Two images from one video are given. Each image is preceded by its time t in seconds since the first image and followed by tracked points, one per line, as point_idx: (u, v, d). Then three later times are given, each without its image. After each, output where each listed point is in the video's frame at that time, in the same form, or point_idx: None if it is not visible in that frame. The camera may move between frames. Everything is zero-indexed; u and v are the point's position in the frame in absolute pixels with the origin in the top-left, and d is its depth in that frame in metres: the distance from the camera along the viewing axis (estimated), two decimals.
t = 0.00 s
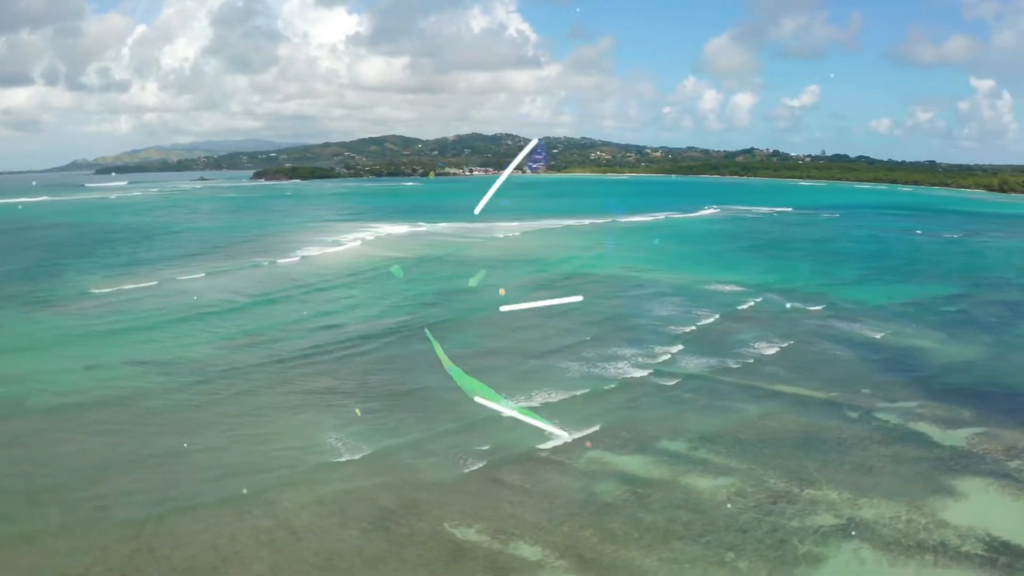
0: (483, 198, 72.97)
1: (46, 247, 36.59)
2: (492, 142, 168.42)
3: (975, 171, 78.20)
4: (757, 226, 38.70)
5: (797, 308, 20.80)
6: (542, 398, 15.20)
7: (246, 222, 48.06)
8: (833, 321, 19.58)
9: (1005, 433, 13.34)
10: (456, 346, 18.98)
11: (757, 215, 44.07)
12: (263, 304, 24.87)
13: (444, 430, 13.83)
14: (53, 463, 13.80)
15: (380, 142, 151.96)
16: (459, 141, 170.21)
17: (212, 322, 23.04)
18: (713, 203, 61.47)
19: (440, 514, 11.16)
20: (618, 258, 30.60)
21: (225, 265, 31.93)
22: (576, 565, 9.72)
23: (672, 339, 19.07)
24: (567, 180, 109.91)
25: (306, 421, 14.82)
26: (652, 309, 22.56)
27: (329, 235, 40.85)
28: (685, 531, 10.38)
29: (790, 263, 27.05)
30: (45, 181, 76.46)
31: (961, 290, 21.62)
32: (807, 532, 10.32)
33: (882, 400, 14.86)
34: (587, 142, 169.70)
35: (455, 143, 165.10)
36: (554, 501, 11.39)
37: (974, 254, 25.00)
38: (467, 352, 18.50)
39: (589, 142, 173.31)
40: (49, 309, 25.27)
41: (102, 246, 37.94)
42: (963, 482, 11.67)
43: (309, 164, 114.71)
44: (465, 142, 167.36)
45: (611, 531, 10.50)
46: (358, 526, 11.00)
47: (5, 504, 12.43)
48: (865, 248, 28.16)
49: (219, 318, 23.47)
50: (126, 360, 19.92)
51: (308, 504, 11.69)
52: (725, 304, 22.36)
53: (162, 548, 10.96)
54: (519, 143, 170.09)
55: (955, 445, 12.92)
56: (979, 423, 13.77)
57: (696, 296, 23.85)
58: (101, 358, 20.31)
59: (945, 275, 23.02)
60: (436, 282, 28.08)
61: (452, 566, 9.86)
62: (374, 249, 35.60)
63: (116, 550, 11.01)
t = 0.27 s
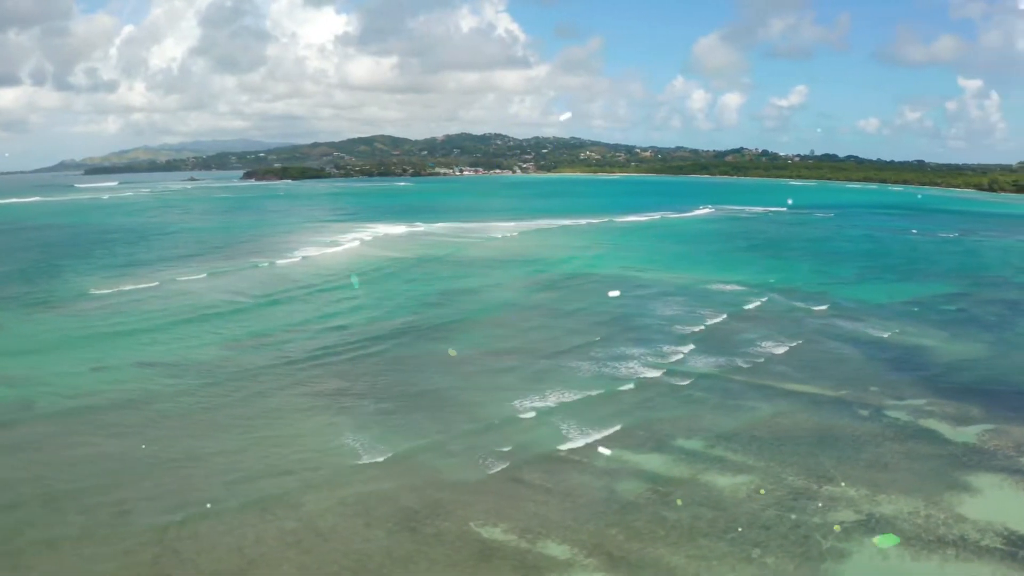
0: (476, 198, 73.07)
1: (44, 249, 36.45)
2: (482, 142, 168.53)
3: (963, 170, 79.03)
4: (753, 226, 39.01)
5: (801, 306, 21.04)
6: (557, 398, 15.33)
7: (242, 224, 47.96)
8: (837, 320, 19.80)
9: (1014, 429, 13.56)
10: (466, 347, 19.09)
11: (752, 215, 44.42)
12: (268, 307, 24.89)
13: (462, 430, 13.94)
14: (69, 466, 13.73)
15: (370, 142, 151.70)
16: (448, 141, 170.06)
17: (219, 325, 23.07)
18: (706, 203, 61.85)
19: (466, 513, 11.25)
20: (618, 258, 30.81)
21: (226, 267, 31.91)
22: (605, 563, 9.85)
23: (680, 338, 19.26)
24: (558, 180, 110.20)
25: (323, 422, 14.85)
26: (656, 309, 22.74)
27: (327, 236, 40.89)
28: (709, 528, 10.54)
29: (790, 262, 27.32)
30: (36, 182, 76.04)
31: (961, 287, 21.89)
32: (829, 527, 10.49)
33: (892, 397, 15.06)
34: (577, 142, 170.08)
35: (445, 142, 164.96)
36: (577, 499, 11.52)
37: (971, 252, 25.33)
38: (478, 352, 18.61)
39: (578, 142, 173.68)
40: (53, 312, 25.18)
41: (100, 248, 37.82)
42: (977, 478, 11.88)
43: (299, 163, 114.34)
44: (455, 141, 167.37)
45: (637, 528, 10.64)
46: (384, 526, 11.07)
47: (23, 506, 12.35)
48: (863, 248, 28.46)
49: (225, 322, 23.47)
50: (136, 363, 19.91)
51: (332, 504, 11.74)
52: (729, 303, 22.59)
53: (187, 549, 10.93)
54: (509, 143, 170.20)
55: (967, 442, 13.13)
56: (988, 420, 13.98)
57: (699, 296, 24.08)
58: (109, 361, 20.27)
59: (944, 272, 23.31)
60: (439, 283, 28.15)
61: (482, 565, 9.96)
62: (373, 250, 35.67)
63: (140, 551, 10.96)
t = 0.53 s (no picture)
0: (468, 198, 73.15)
1: (40, 250, 36.26)
2: (471, 142, 168.64)
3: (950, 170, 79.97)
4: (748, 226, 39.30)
5: (804, 305, 21.27)
6: (571, 398, 15.45)
7: (236, 225, 47.82)
8: (841, 318, 20.00)
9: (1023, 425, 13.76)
10: (475, 347, 19.18)
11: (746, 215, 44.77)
12: (271, 309, 24.87)
13: (479, 431, 14.03)
14: (84, 470, 13.67)
15: (359, 142, 151.47)
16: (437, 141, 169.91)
17: (224, 327, 23.07)
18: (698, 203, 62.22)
19: (490, 513, 11.34)
20: (617, 258, 31.01)
21: (225, 269, 31.86)
22: (632, 560, 9.97)
23: (687, 338, 19.44)
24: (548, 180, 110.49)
25: (337, 424, 14.86)
26: (660, 309, 22.93)
27: (324, 237, 40.90)
28: (732, 526, 10.69)
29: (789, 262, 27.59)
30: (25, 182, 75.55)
31: (960, 285, 22.17)
32: (850, 523, 10.67)
33: (900, 395, 15.25)
34: (566, 142, 170.42)
35: (433, 142, 164.73)
36: (599, 498, 11.64)
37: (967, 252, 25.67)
38: (487, 352, 18.70)
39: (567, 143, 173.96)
40: (54, 315, 25.07)
41: (96, 249, 37.67)
42: (991, 473, 12.07)
43: (287, 163, 113.86)
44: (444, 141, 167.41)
45: (662, 526, 10.77)
46: (409, 526, 11.13)
47: (41, 512, 12.25)
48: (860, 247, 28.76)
49: (228, 325, 23.45)
50: (143, 366, 19.89)
51: (355, 505, 11.78)
52: (732, 303, 22.80)
53: (212, 552, 10.88)
54: (497, 142, 170.22)
55: (977, 438, 13.31)
56: (997, 416, 14.18)
57: (701, 296, 24.29)
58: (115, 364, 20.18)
59: (943, 271, 23.60)
60: (440, 282, 28.20)
61: (511, 563, 10.04)
62: (371, 252, 35.71)
63: (166, 554, 10.88)
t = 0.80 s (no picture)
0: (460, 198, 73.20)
1: (35, 252, 36.06)
2: (460, 142, 168.80)
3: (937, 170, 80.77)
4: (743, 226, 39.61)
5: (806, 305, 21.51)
6: (584, 399, 15.59)
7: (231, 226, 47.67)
8: (844, 316, 20.24)
9: None
10: (483, 347, 19.28)
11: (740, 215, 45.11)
12: (274, 311, 24.86)
13: (496, 431, 14.14)
14: (101, 474, 13.63)
15: (347, 142, 151.24)
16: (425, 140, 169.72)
17: (228, 329, 23.05)
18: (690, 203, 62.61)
19: (514, 512, 11.44)
20: (616, 258, 31.21)
21: (225, 273, 31.83)
22: (660, 558, 10.11)
23: (693, 338, 19.63)
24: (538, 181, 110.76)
25: (353, 427, 14.90)
26: (663, 309, 23.12)
27: (321, 238, 40.90)
28: (755, 523, 10.86)
29: (788, 262, 27.87)
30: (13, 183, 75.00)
31: (958, 283, 22.46)
32: (870, 519, 10.85)
33: (908, 392, 15.48)
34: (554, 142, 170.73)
35: (421, 142, 164.57)
36: (621, 496, 11.77)
37: (963, 251, 26.03)
38: (496, 353, 18.81)
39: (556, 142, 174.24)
40: (55, 318, 24.96)
41: (92, 250, 37.50)
42: (1002, 469, 12.29)
43: (276, 163, 113.42)
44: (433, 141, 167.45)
45: (686, 524, 10.92)
46: (435, 526, 11.21)
47: (62, 519, 12.20)
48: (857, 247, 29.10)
49: (232, 327, 23.42)
50: (150, 368, 19.85)
51: (379, 506, 11.84)
52: (734, 303, 23.03)
53: (239, 555, 10.89)
54: (485, 142, 170.25)
55: (986, 434, 13.53)
56: (1004, 412, 14.42)
57: (703, 296, 24.51)
58: (121, 367, 20.14)
59: (941, 270, 23.92)
60: (441, 283, 28.27)
61: (540, 562, 10.15)
62: (370, 253, 35.75)
63: (193, 559, 10.88)
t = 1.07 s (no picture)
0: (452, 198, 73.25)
1: (30, 254, 35.84)
2: (447, 142, 168.88)
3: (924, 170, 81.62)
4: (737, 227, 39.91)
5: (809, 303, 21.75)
6: (597, 400, 15.73)
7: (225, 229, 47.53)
8: (848, 315, 20.48)
9: None
10: (491, 347, 19.38)
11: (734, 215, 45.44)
12: (277, 314, 24.87)
13: (513, 432, 14.26)
14: (117, 478, 13.60)
15: (334, 142, 150.80)
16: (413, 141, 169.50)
17: (232, 331, 23.05)
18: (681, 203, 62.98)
19: (538, 511, 11.55)
20: (615, 258, 31.40)
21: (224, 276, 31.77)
22: (687, 554, 10.25)
23: (699, 338, 19.81)
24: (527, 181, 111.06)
25: (369, 428, 14.95)
26: (666, 309, 23.32)
27: (317, 240, 40.87)
28: (776, 519, 11.03)
29: (786, 262, 28.15)
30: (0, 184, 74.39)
31: (957, 282, 22.77)
32: (889, 514, 11.05)
33: (916, 390, 15.71)
34: (542, 142, 171.03)
35: (410, 142, 164.35)
36: (642, 495, 11.92)
37: (958, 252, 26.37)
38: (504, 353, 18.93)
39: (544, 143, 174.48)
40: (56, 323, 24.86)
41: (87, 253, 37.34)
42: (1013, 464, 12.52)
43: (264, 164, 112.94)
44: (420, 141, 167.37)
45: (708, 521, 11.08)
46: (461, 526, 11.29)
47: (82, 524, 12.15)
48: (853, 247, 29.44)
49: (236, 328, 23.41)
50: (157, 371, 19.82)
51: (402, 507, 11.90)
52: (736, 303, 23.26)
53: (265, 556, 10.90)
54: (474, 142, 170.24)
55: (995, 431, 13.75)
56: (1011, 409, 14.66)
57: (704, 295, 24.73)
58: (128, 369, 20.10)
59: (938, 269, 24.24)
60: (442, 283, 28.35)
61: (569, 560, 10.26)
62: (368, 255, 35.77)
63: (219, 561, 10.89)
